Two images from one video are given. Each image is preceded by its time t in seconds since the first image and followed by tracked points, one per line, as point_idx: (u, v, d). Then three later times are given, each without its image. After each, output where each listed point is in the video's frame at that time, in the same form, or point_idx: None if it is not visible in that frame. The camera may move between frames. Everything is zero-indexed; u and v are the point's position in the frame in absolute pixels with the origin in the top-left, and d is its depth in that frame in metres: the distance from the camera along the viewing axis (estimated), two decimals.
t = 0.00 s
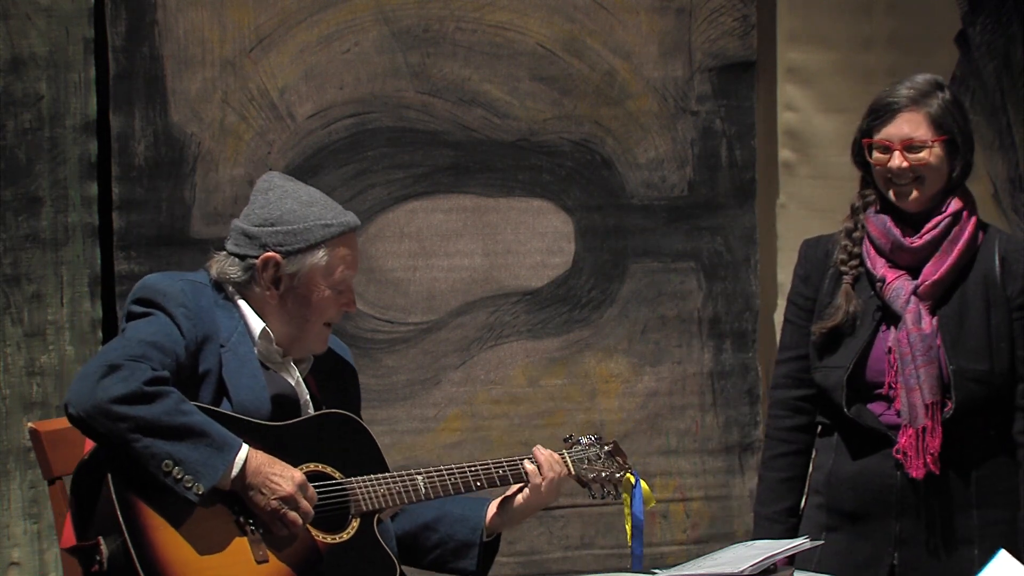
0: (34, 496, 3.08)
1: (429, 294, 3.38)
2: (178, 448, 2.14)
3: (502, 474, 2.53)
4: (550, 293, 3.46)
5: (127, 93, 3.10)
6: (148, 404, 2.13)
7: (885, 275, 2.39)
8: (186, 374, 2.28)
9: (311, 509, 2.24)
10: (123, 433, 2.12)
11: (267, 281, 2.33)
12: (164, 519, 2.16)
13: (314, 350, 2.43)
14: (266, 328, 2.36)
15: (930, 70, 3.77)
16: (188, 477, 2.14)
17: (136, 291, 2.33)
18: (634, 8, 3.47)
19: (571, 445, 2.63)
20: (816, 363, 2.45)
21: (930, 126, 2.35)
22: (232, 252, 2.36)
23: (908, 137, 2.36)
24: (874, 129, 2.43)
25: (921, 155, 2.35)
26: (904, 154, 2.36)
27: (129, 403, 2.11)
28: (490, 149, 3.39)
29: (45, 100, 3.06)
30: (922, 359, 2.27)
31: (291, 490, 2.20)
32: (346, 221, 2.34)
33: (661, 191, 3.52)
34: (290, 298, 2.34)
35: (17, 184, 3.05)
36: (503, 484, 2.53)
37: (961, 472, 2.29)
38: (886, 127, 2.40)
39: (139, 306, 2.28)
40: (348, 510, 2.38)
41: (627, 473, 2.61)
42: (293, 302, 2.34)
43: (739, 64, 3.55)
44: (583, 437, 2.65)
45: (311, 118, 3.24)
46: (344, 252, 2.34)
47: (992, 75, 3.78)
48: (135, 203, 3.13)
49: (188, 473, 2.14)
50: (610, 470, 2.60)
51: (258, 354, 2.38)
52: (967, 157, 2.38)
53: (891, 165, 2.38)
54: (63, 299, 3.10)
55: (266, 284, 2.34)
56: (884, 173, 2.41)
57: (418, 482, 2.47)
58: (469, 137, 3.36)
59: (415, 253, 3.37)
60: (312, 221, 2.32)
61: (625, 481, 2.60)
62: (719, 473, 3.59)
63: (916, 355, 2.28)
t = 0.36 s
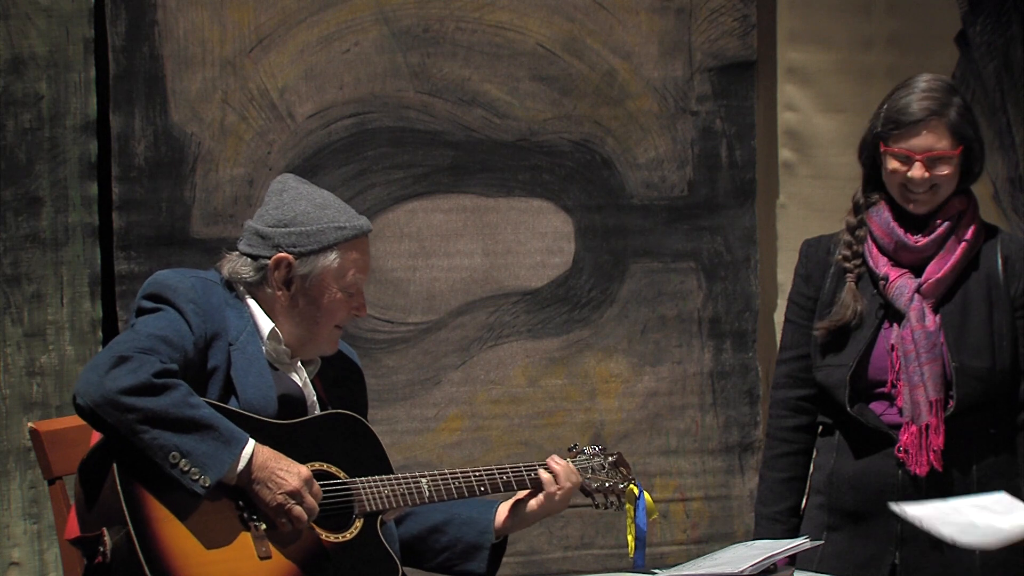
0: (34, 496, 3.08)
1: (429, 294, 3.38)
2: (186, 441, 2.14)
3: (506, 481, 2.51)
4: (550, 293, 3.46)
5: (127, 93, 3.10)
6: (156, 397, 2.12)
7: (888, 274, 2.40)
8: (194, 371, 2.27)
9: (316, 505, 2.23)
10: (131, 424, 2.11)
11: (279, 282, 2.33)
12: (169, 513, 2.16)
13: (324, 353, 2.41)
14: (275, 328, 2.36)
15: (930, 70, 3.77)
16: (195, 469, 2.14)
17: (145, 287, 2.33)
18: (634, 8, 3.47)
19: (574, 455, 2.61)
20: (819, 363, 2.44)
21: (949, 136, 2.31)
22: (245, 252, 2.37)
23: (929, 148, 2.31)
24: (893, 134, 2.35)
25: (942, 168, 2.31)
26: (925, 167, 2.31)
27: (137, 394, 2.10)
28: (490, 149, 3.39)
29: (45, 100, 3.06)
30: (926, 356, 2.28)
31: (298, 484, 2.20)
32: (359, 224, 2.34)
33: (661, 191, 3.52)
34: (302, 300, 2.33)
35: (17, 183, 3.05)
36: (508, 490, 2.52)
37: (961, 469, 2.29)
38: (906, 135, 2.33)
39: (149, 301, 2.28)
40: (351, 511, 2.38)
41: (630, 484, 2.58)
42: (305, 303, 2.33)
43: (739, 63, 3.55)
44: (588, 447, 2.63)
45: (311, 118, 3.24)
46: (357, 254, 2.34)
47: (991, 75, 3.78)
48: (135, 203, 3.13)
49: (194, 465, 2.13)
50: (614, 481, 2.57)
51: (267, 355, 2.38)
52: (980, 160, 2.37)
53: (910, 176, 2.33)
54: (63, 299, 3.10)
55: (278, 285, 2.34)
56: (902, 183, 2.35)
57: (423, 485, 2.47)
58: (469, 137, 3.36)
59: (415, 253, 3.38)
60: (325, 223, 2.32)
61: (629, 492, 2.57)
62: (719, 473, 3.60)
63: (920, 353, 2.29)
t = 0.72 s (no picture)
0: (34, 496, 3.08)
1: (429, 294, 3.38)
2: (193, 441, 2.14)
3: (509, 485, 2.53)
4: (550, 292, 3.46)
5: (127, 93, 3.10)
6: (164, 396, 2.12)
7: (890, 272, 2.39)
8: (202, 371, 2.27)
9: (322, 507, 2.24)
10: (138, 425, 2.11)
11: (290, 287, 2.34)
12: (175, 513, 2.16)
13: (332, 356, 2.42)
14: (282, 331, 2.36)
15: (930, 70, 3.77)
16: (203, 469, 2.14)
17: (156, 286, 2.33)
18: (634, 8, 3.47)
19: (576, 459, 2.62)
20: (819, 359, 2.44)
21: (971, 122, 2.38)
22: (257, 254, 2.37)
23: (958, 127, 2.36)
24: (920, 112, 2.39)
25: (967, 149, 2.36)
26: (955, 143, 2.34)
27: (145, 395, 2.10)
28: (490, 149, 3.39)
29: (45, 100, 3.06)
30: (931, 354, 2.28)
31: (304, 486, 2.20)
32: (372, 231, 2.34)
33: (661, 191, 3.52)
34: (314, 305, 2.34)
35: (17, 184, 3.05)
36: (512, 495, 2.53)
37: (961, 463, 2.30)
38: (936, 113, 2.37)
39: (160, 301, 2.28)
40: (354, 512, 2.38)
41: (632, 491, 2.58)
42: (316, 309, 2.34)
43: (739, 63, 3.55)
44: (590, 452, 2.63)
45: (310, 118, 3.24)
46: (369, 261, 2.34)
47: (992, 75, 3.78)
48: (135, 203, 3.13)
49: (202, 465, 2.14)
50: (615, 486, 2.57)
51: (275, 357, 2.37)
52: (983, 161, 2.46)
53: (938, 152, 2.36)
54: (63, 299, 3.10)
55: (289, 289, 2.34)
56: (919, 158, 2.38)
57: (425, 487, 2.47)
58: (469, 137, 3.36)
59: (415, 253, 3.38)
60: (339, 229, 2.31)
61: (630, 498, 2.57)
62: (719, 473, 3.60)
63: (926, 350, 2.29)
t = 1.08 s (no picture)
0: (34, 496, 3.08)
1: (429, 295, 3.38)
2: (195, 445, 2.13)
3: (509, 483, 2.52)
4: (550, 292, 3.46)
5: (127, 93, 3.10)
6: (166, 401, 2.11)
7: (921, 283, 2.40)
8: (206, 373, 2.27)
9: (324, 511, 2.23)
10: (140, 429, 2.10)
11: (294, 290, 2.33)
12: (176, 516, 2.16)
13: (336, 358, 2.43)
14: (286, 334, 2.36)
15: (930, 70, 3.77)
16: (205, 473, 2.13)
17: (159, 287, 2.32)
18: (634, 8, 3.47)
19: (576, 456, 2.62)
20: (825, 360, 2.45)
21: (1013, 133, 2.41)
22: (260, 257, 2.36)
23: (1005, 131, 2.39)
24: (966, 113, 2.40)
25: (1011, 154, 2.38)
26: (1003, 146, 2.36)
27: (147, 400, 2.09)
28: (490, 149, 3.39)
29: (45, 100, 3.06)
30: (965, 375, 2.33)
31: (309, 489, 2.20)
32: (375, 232, 2.34)
33: (661, 191, 3.52)
34: (319, 308, 2.34)
35: (17, 184, 3.05)
36: (512, 493, 2.53)
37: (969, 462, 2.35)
38: (983, 117, 2.38)
39: (163, 303, 2.28)
40: (355, 513, 2.38)
41: (632, 487, 2.59)
42: (321, 312, 2.34)
43: (739, 63, 3.55)
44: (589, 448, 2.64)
45: (311, 118, 3.24)
46: (373, 263, 2.34)
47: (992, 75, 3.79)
48: (135, 203, 3.13)
49: (204, 469, 2.13)
50: (615, 482, 2.58)
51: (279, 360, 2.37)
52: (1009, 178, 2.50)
53: (987, 151, 2.36)
54: (63, 299, 3.10)
55: (292, 293, 2.33)
56: (968, 158, 2.37)
57: (425, 487, 2.46)
58: (469, 137, 3.36)
59: (415, 253, 3.37)
60: (341, 231, 2.31)
61: (630, 495, 2.58)
62: (719, 473, 3.60)
63: (960, 371, 2.34)
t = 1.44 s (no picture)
0: (34, 496, 3.08)
1: (429, 295, 3.38)
2: (191, 448, 2.13)
3: (506, 478, 2.53)
4: (550, 293, 3.46)
5: (127, 93, 3.10)
6: (159, 406, 2.11)
7: (951, 315, 2.38)
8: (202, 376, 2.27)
9: (323, 508, 2.25)
10: (135, 436, 2.10)
11: (290, 292, 2.32)
12: (173, 521, 2.16)
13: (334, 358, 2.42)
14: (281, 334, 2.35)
15: (930, 70, 3.77)
16: (203, 476, 2.13)
17: (153, 292, 2.31)
18: (634, 8, 3.47)
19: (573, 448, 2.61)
20: (841, 372, 2.41)
21: None
22: (254, 258, 2.36)
23: None
24: (1017, 155, 2.28)
25: None
26: None
27: (140, 406, 2.09)
28: (490, 149, 3.38)
29: (45, 100, 3.06)
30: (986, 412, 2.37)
31: (308, 487, 2.21)
32: (369, 231, 2.32)
33: (661, 191, 3.52)
34: (314, 308, 2.33)
35: (17, 184, 3.05)
36: (508, 488, 2.53)
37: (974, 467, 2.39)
38: None
39: (158, 307, 2.27)
40: (352, 513, 2.38)
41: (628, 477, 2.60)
42: (316, 313, 2.33)
43: (739, 64, 3.55)
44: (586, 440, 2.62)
45: (311, 118, 3.24)
46: (367, 261, 2.33)
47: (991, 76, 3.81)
48: (135, 203, 3.13)
49: (202, 472, 2.13)
50: (612, 473, 2.58)
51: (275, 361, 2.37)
52: None
53: None
54: (63, 299, 3.10)
55: (288, 294, 2.32)
56: (1014, 205, 2.28)
57: (423, 485, 2.47)
58: (469, 137, 3.36)
59: (415, 253, 3.37)
60: (335, 232, 2.29)
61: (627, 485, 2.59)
62: (719, 473, 3.60)
63: (982, 409, 2.37)
